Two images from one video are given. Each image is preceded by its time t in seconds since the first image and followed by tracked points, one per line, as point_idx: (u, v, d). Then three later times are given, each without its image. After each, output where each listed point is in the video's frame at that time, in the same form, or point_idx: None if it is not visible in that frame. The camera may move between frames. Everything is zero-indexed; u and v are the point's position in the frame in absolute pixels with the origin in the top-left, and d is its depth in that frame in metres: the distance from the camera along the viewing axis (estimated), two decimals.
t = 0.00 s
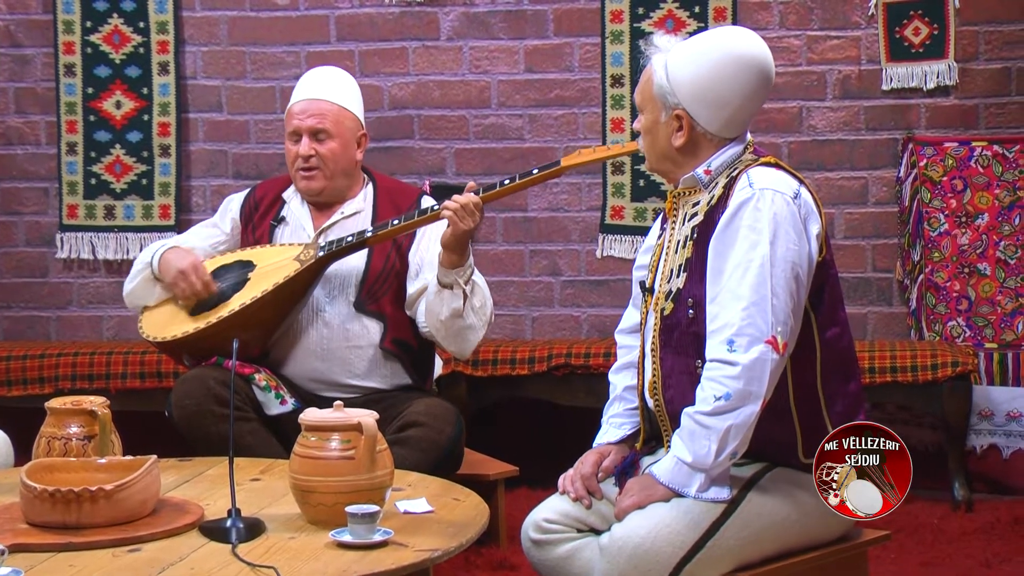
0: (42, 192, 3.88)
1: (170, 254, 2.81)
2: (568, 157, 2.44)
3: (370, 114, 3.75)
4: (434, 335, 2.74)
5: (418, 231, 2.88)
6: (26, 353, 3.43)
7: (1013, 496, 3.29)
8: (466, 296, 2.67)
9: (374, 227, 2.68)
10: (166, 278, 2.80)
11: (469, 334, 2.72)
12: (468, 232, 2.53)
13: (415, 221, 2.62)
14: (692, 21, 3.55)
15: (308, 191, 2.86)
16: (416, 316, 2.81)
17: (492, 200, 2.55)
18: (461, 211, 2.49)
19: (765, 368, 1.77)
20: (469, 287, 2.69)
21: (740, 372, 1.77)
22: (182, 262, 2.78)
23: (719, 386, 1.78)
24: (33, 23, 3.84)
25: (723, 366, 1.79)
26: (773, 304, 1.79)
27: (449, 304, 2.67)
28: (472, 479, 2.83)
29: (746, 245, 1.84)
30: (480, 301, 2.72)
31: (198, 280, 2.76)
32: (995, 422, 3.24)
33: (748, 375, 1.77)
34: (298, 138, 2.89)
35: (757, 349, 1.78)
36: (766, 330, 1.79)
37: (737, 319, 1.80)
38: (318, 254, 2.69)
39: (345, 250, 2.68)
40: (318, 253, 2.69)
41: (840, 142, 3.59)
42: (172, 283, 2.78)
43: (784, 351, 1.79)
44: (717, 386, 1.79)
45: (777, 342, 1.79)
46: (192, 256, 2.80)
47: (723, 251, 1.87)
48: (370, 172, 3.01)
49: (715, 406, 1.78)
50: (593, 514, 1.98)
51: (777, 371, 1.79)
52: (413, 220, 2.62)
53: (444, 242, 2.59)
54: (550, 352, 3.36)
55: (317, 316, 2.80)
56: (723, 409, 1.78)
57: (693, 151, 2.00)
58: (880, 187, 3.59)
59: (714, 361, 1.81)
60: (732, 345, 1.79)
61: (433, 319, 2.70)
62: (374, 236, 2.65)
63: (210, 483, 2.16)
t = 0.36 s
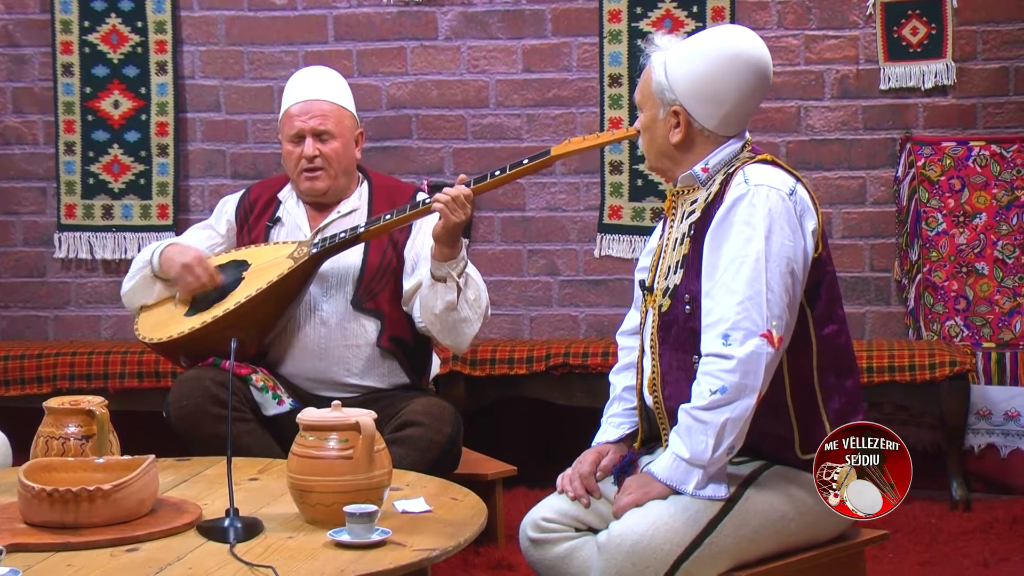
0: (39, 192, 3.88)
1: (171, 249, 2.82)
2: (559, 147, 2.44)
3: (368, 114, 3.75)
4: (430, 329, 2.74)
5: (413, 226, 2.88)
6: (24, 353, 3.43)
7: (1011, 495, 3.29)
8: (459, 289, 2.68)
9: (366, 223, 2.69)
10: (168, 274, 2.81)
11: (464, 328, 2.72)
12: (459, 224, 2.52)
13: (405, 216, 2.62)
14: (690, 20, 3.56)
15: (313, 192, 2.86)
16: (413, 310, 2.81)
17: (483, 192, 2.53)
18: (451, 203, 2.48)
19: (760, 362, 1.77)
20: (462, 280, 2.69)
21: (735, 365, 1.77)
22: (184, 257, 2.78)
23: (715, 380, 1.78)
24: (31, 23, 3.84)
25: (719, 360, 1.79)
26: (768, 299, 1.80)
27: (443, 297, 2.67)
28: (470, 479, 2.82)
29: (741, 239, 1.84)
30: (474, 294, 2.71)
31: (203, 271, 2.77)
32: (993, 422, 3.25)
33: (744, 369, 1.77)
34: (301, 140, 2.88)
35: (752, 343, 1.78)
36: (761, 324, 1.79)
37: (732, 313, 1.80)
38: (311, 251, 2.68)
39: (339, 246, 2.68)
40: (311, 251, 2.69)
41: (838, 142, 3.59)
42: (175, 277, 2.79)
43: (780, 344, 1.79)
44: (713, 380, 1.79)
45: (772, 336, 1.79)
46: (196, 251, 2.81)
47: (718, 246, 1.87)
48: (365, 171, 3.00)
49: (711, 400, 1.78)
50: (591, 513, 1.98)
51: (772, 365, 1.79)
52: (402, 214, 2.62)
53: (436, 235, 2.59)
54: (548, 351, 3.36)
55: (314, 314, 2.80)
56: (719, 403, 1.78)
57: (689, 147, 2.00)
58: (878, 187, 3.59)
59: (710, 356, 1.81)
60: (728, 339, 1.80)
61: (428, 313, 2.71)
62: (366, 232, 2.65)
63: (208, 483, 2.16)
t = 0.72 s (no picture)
0: (38, 193, 3.88)
1: (177, 239, 2.82)
2: (554, 148, 2.43)
3: (367, 115, 3.75)
4: (431, 331, 2.74)
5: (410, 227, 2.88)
6: (23, 354, 3.43)
7: (1010, 496, 3.29)
8: (461, 293, 2.68)
9: (363, 224, 2.68)
10: (177, 264, 2.82)
11: (465, 331, 2.72)
12: (453, 228, 2.51)
13: (401, 218, 2.61)
14: (689, 22, 3.56)
15: (331, 190, 2.86)
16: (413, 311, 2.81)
17: (479, 194, 2.52)
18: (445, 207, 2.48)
19: (762, 364, 1.77)
20: (464, 285, 2.69)
21: (736, 367, 1.77)
22: (195, 241, 2.80)
23: (716, 381, 1.78)
24: (30, 24, 3.84)
25: (720, 362, 1.79)
26: (770, 301, 1.79)
27: (444, 301, 2.67)
28: (468, 480, 2.82)
29: (744, 242, 1.84)
30: (475, 297, 2.71)
31: (219, 253, 2.79)
32: (992, 423, 3.25)
33: (745, 370, 1.77)
34: (316, 138, 2.87)
35: (754, 345, 1.78)
36: (763, 327, 1.79)
37: (733, 316, 1.80)
38: (308, 253, 2.68)
39: (336, 247, 2.68)
40: (308, 252, 2.69)
41: (837, 143, 3.60)
42: (187, 266, 2.80)
43: (781, 347, 1.79)
44: (714, 381, 1.79)
45: (774, 339, 1.79)
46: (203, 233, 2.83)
47: (720, 248, 1.87)
48: (363, 172, 3.00)
49: (712, 402, 1.78)
50: (590, 514, 1.97)
51: (774, 367, 1.79)
52: (399, 217, 2.61)
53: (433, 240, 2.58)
54: (546, 352, 3.36)
55: (313, 315, 2.80)
56: (719, 404, 1.78)
57: (690, 149, 2.00)
58: (877, 188, 3.59)
59: (711, 357, 1.81)
60: (729, 341, 1.79)
61: (429, 317, 2.70)
62: (363, 233, 2.64)
63: (207, 484, 2.16)
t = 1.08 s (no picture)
0: (35, 192, 3.87)
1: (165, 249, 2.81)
2: (553, 148, 2.43)
3: (364, 114, 3.75)
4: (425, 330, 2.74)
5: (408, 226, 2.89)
6: (19, 353, 3.43)
7: (1007, 495, 3.29)
8: (455, 291, 2.67)
9: (360, 223, 2.68)
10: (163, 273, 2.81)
11: (459, 330, 2.71)
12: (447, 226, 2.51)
13: (398, 216, 2.60)
14: (686, 21, 3.56)
15: (336, 182, 2.86)
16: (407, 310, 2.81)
17: (475, 192, 2.52)
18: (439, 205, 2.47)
19: (765, 371, 1.77)
20: (458, 283, 2.69)
21: (739, 373, 1.77)
22: (179, 254, 2.78)
23: (718, 387, 1.78)
24: (26, 23, 3.83)
25: (722, 367, 1.79)
26: (773, 307, 1.79)
27: (438, 299, 2.66)
28: (466, 479, 2.82)
29: (746, 247, 1.83)
30: (470, 296, 2.71)
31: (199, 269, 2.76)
32: (989, 422, 3.25)
33: (748, 377, 1.77)
34: (325, 130, 2.89)
35: (758, 351, 1.78)
36: (766, 333, 1.78)
37: (736, 321, 1.80)
38: (306, 251, 2.68)
39: (333, 246, 2.67)
40: (305, 251, 2.69)
41: (834, 142, 3.60)
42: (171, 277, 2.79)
43: (784, 353, 1.79)
44: (716, 387, 1.78)
45: (777, 345, 1.78)
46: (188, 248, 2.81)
47: (722, 253, 1.87)
48: (362, 172, 3.00)
49: (713, 407, 1.78)
50: (587, 514, 1.97)
51: (776, 374, 1.79)
52: (396, 216, 2.61)
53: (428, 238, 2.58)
54: (543, 351, 3.36)
55: (310, 313, 2.80)
56: (722, 410, 1.77)
57: (692, 150, 2.00)
58: (874, 187, 3.60)
59: (713, 363, 1.80)
60: (732, 347, 1.79)
61: (423, 315, 2.70)
62: (360, 232, 2.64)
63: (204, 483, 2.16)
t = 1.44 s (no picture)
0: (34, 192, 3.87)
1: (159, 255, 2.80)
2: (549, 147, 2.43)
3: (364, 114, 3.75)
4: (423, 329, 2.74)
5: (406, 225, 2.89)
6: (18, 354, 3.43)
7: (1006, 496, 3.29)
8: (453, 290, 2.67)
9: (359, 223, 2.67)
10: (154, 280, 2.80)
11: (457, 328, 2.71)
12: (445, 226, 2.50)
13: (398, 217, 2.60)
14: (686, 22, 3.56)
15: (336, 181, 2.86)
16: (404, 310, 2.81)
17: (473, 191, 2.52)
18: (439, 204, 2.46)
19: (764, 374, 1.77)
20: (456, 282, 2.69)
21: (739, 376, 1.77)
22: (171, 263, 2.76)
23: (718, 389, 1.78)
24: (25, 23, 3.84)
25: (721, 370, 1.79)
26: (773, 310, 1.79)
27: (436, 298, 2.66)
28: (465, 480, 2.82)
29: (745, 249, 1.83)
30: (468, 295, 2.72)
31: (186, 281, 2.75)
32: (988, 423, 3.26)
33: (747, 380, 1.77)
34: (326, 126, 2.89)
35: (757, 354, 1.78)
36: (765, 335, 1.78)
37: (735, 323, 1.80)
38: (304, 252, 2.68)
39: (332, 246, 2.67)
40: (303, 252, 2.69)
41: (833, 143, 3.60)
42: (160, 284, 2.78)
43: (783, 355, 1.79)
44: (715, 390, 1.78)
45: (776, 347, 1.78)
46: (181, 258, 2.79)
47: (721, 255, 1.86)
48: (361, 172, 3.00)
49: (713, 410, 1.77)
50: (586, 515, 1.97)
51: (776, 376, 1.79)
52: (395, 214, 2.60)
53: (426, 238, 2.57)
54: (542, 352, 3.36)
55: (309, 313, 2.80)
56: (721, 413, 1.77)
57: (692, 150, 2.01)
58: (873, 188, 3.60)
59: (712, 365, 1.80)
60: (732, 350, 1.79)
61: (422, 314, 2.70)
62: (359, 232, 2.64)
63: (203, 484, 2.16)
